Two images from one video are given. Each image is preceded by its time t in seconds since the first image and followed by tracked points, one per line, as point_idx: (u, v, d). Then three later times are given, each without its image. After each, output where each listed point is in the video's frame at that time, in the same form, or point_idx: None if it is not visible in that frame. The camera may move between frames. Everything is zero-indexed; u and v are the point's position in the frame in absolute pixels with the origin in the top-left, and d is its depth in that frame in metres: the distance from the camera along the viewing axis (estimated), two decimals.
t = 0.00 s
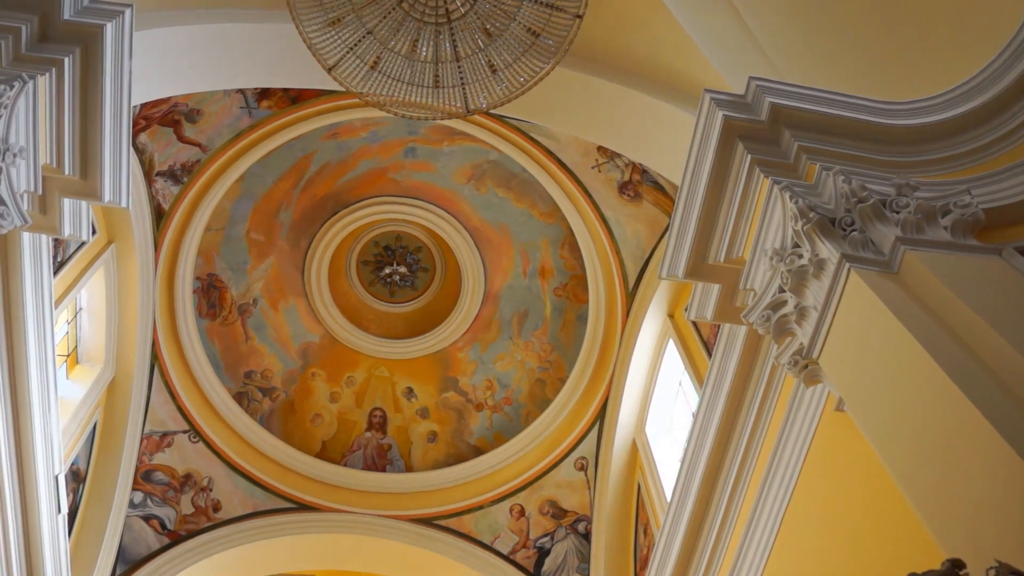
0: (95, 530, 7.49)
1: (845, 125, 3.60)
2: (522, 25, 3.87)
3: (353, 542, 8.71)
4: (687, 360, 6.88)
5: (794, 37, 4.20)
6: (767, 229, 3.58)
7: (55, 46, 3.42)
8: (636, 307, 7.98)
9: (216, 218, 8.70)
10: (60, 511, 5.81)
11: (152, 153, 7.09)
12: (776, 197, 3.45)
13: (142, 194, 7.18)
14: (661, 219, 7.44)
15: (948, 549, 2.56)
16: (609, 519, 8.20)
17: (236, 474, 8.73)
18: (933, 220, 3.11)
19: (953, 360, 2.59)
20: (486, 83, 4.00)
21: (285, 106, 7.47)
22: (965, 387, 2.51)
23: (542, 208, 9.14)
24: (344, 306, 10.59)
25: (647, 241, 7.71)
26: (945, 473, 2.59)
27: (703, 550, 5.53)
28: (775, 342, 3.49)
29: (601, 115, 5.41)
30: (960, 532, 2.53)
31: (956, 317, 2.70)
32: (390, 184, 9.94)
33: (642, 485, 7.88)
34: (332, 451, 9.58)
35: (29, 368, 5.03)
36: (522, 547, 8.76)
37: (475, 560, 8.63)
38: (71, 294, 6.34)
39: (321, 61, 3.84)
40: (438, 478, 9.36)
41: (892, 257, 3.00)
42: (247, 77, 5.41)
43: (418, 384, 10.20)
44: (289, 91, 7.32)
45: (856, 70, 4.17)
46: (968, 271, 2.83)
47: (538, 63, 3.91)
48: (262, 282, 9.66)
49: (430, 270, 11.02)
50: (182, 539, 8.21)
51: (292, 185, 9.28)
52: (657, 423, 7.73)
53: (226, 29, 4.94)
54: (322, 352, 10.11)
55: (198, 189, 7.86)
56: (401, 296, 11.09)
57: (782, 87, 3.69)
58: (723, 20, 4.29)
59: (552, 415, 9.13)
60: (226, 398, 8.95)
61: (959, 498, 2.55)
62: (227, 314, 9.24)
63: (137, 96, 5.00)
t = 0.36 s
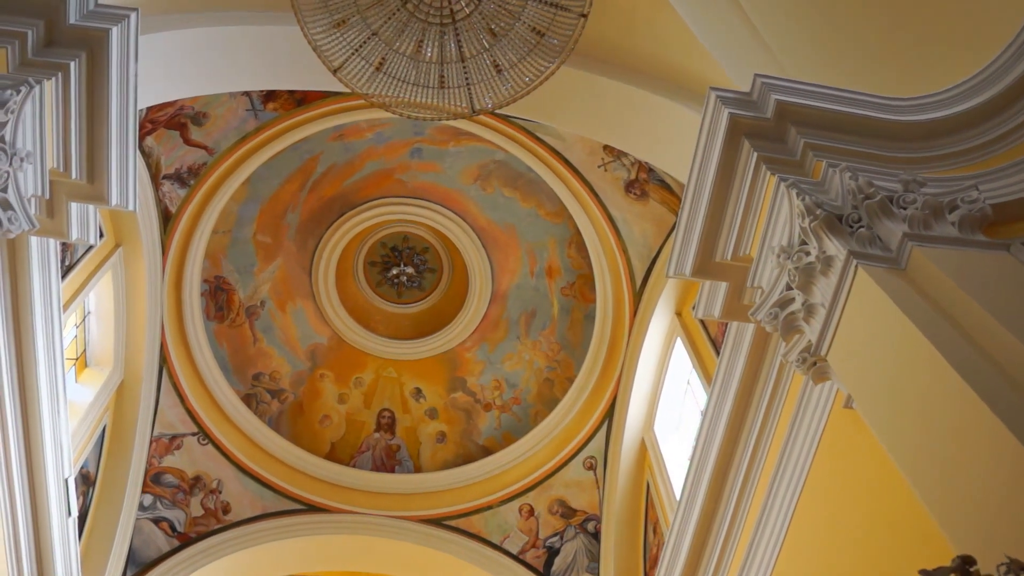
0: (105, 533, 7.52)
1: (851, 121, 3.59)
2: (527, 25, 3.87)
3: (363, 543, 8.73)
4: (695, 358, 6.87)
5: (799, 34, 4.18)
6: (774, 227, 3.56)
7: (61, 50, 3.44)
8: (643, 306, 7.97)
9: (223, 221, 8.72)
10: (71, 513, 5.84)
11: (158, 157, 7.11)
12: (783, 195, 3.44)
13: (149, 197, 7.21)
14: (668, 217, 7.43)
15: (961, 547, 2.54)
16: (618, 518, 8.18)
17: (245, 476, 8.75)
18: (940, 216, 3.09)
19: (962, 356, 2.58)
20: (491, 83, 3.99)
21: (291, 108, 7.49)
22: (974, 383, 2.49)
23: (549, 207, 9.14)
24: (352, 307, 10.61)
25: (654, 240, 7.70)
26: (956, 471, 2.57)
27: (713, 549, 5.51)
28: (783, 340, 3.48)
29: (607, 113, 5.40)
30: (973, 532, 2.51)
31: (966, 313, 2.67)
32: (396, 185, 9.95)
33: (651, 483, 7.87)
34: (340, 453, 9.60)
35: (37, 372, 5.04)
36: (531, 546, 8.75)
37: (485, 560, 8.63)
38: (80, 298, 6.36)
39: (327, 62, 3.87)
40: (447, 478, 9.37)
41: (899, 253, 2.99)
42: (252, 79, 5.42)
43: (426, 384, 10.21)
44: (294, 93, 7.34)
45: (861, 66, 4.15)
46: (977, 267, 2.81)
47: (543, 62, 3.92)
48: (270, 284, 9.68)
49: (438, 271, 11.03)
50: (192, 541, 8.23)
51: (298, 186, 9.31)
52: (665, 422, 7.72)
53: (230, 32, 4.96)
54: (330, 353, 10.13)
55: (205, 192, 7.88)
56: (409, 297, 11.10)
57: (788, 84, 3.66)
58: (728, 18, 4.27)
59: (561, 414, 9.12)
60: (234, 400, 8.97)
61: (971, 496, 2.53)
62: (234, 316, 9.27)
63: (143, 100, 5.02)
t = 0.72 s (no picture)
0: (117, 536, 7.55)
1: (857, 118, 3.57)
2: (532, 24, 3.86)
3: (373, 544, 8.74)
4: (704, 356, 6.85)
5: (806, 30, 4.16)
6: (782, 223, 3.55)
7: (68, 55, 3.46)
8: (652, 304, 7.96)
9: (230, 223, 8.76)
10: (82, 517, 5.87)
11: (166, 160, 7.14)
12: (790, 192, 3.43)
13: (157, 200, 7.24)
14: (676, 215, 7.42)
15: (973, 544, 2.53)
16: (629, 517, 8.16)
17: (255, 478, 8.78)
18: (948, 211, 3.06)
19: (972, 353, 2.56)
20: (497, 83, 3.98)
21: (298, 111, 7.51)
22: (986, 379, 2.47)
23: (556, 206, 9.14)
24: (360, 309, 10.62)
25: (662, 239, 7.69)
26: (968, 468, 2.56)
27: (724, 546, 5.50)
28: (792, 337, 3.47)
29: (614, 112, 5.39)
30: (985, 529, 2.48)
31: (976, 310, 2.65)
32: (404, 186, 9.95)
33: (661, 482, 7.85)
34: (350, 454, 9.61)
35: (48, 377, 5.07)
36: (542, 546, 8.75)
37: (496, 560, 8.64)
38: (89, 302, 6.40)
39: (332, 64, 3.85)
40: (457, 479, 9.38)
41: (908, 249, 2.97)
42: (259, 82, 5.44)
43: (436, 385, 10.21)
44: (300, 95, 7.36)
45: (869, 62, 4.13)
46: (987, 262, 2.79)
47: (549, 62, 3.90)
48: (279, 286, 9.71)
49: (446, 272, 11.04)
50: (203, 543, 8.27)
51: (305, 188, 9.33)
52: (675, 420, 7.71)
53: (237, 35, 4.98)
54: (340, 355, 10.15)
55: (213, 195, 7.92)
56: (417, 298, 11.11)
57: (795, 80, 3.64)
58: (734, 15, 4.26)
59: (570, 413, 9.11)
60: (244, 402, 9.00)
61: (984, 493, 2.51)
62: (243, 318, 9.30)
63: (150, 104, 5.04)
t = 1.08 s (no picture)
0: (129, 539, 7.58)
1: (865, 113, 3.54)
2: (538, 24, 3.86)
3: (384, 545, 8.76)
4: (714, 354, 6.84)
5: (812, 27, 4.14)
6: (790, 220, 3.53)
7: (75, 60, 3.47)
8: (661, 302, 7.94)
9: (239, 226, 8.78)
10: (93, 521, 5.91)
11: (173, 164, 7.17)
12: (798, 188, 3.41)
13: (165, 204, 7.27)
14: (684, 213, 7.40)
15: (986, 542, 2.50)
16: (639, 515, 8.14)
17: (266, 480, 8.81)
18: (957, 207, 3.04)
19: (984, 350, 2.54)
20: (504, 82, 3.98)
21: (304, 113, 7.53)
22: (996, 375, 2.46)
23: (564, 206, 9.13)
24: (369, 310, 10.64)
25: (670, 237, 7.67)
26: (979, 466, 2.54)
27: (735, 544, 5.48)
28: (801, 334, 3.46)
29: (620, 110, 5.38)
30: (997, 527, 2.47)
31: (987, 306, 2.63)
32: (411, 186, 9.96)
33: (672, 480, 7.84)
34: (360, 455, 9.63)
35: (59, 381, 5.10)
36: (553, 545, 8.75)
37: (507, 560, 8.64)
38: (98, 306, 6.42)
39: (338, 66, 3.86)
40: (467, 479, 9.38)
41: (917, 244, 2.95)
42: (265, 84, 5.45)
43: (445, 385, 10.22)
44: (307, 97, 7.38)
45: (876, 58, 4.10)
46: (997, 258, 2.76)
47: (555, 61, 3.90)
48: (287, 288, 9.73)
49: (454, 272, 11.05)
50: (214, 546, 8.30)
51: (313, 191, 9.35)
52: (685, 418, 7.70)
53: (242, 38, 4.99)
54: (349, 356, 10.17)
55: (220, 198, 7.94)
56: (426, 299, 11.13)
57: (801, 78, 3.64)
58: (740, 12, 4.24)
59: (580, 412, 9.10)
60: (253, 404, 9.03)
61: (995, 490, 2.49)
62: (252, 321, 9.33)
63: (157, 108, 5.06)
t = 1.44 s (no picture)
0: (140, 542, 7.61)
1: (871, 109, 3.53)
2: (543, 23, 3.86)
3: (394, 546, 8.77)
4: (722, 351, 6.82)
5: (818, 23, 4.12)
6: (797, 217, 3.52)
7: (82, 65, 3.49)
8: (669, 301, 7.93)
9: (246, 228, 8.81)
10: (104, 523, 5.94)
11: (181, 167, 7.20)
12: (805, 185, 3.40)
13: (172, 207, 7.30)
14: (691, 211, 7.38)
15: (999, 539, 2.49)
16: (650, 513, 8.12)
17: (276, 482, 8.83)
18: (965, 201, 3.02)
19: (995, 345, 2.52)
20: (510, 82, 3.98)
21: (311, 115, 7.55)
22: (1009, 371, 2.44)
23: (571, 205, 9.13)
24: (377, 311, 10.66)
25: (678, 235, 7.66)
26: (991, 464, 2.52)
27: (746, 541, 5.46)
28: (810, 331, 3.44)
29: (625, 108, 5.37)
30: (1010, 524, 2.45)
31: (997, 302, 2.61)
32: (418, 187, 9.97)
33: (682, 479, 7.82)
34: (370, 456, 9.64)
35: (69, 385, 5.12)
36: (563, 545, 8.75)
37: (518, 560, 8.64)
38: (107, 309, 6.45)
39: (344, 68, 3.86)
40: (477, 479, 9.39)
41: (925, 240, 2.93)
42: (271, 86, 5.47)
43: (454, 386, 10.22)
44: (313, 98, 7.40)
45: (883, 53, 4.08)
46: (1007, 253, 2.74)
47: (561, 60, 3.90)
48: (295, 290, 9.76)
49: (462, 273, 11.06)
50: (225, 548, 8.32)
51: (320, 192, 9.38)
52: (695, 417, 7.67)
53: (248, 41, 5.00)
54: (357, 357, 10.19)
55: (228, 201, 7.97)
56: (434, 299, 11.14)
57: (807, 74, 3.63)
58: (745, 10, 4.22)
59: (589, 411, 9.09)
60: (263, 406, 9.06)
61: (1008, 488, 2.47)
62: (261, 323, 9.36)
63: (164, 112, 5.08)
